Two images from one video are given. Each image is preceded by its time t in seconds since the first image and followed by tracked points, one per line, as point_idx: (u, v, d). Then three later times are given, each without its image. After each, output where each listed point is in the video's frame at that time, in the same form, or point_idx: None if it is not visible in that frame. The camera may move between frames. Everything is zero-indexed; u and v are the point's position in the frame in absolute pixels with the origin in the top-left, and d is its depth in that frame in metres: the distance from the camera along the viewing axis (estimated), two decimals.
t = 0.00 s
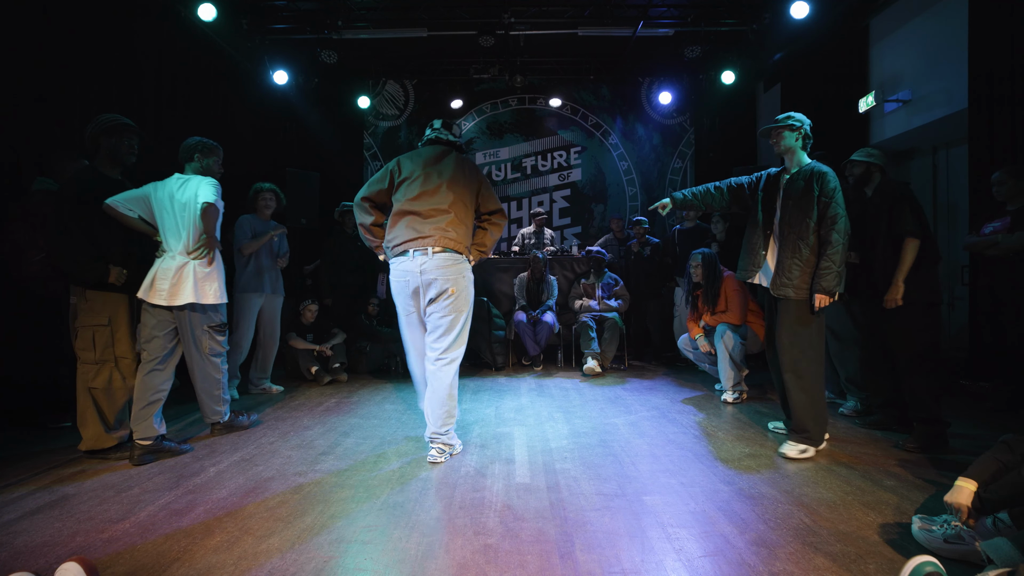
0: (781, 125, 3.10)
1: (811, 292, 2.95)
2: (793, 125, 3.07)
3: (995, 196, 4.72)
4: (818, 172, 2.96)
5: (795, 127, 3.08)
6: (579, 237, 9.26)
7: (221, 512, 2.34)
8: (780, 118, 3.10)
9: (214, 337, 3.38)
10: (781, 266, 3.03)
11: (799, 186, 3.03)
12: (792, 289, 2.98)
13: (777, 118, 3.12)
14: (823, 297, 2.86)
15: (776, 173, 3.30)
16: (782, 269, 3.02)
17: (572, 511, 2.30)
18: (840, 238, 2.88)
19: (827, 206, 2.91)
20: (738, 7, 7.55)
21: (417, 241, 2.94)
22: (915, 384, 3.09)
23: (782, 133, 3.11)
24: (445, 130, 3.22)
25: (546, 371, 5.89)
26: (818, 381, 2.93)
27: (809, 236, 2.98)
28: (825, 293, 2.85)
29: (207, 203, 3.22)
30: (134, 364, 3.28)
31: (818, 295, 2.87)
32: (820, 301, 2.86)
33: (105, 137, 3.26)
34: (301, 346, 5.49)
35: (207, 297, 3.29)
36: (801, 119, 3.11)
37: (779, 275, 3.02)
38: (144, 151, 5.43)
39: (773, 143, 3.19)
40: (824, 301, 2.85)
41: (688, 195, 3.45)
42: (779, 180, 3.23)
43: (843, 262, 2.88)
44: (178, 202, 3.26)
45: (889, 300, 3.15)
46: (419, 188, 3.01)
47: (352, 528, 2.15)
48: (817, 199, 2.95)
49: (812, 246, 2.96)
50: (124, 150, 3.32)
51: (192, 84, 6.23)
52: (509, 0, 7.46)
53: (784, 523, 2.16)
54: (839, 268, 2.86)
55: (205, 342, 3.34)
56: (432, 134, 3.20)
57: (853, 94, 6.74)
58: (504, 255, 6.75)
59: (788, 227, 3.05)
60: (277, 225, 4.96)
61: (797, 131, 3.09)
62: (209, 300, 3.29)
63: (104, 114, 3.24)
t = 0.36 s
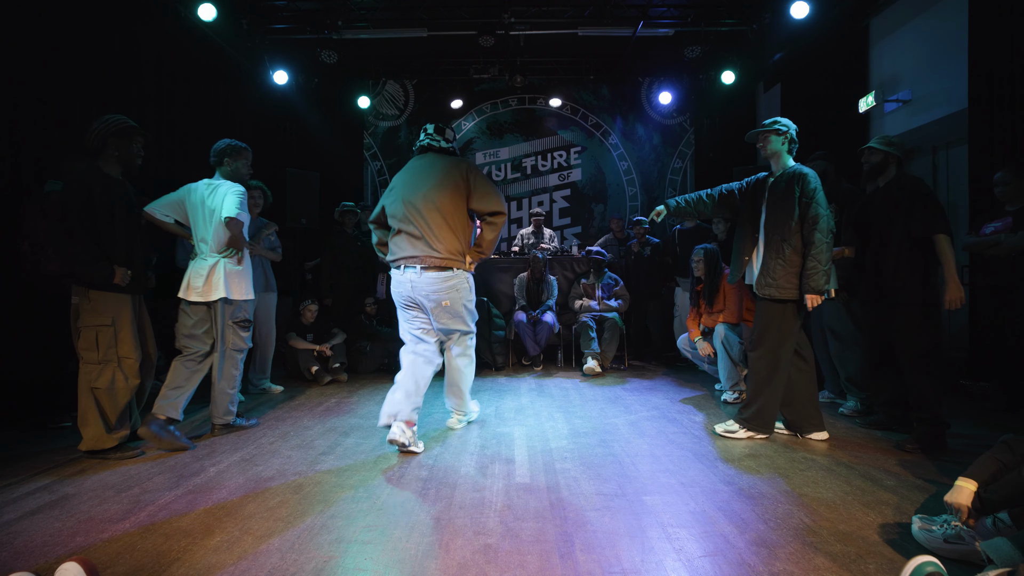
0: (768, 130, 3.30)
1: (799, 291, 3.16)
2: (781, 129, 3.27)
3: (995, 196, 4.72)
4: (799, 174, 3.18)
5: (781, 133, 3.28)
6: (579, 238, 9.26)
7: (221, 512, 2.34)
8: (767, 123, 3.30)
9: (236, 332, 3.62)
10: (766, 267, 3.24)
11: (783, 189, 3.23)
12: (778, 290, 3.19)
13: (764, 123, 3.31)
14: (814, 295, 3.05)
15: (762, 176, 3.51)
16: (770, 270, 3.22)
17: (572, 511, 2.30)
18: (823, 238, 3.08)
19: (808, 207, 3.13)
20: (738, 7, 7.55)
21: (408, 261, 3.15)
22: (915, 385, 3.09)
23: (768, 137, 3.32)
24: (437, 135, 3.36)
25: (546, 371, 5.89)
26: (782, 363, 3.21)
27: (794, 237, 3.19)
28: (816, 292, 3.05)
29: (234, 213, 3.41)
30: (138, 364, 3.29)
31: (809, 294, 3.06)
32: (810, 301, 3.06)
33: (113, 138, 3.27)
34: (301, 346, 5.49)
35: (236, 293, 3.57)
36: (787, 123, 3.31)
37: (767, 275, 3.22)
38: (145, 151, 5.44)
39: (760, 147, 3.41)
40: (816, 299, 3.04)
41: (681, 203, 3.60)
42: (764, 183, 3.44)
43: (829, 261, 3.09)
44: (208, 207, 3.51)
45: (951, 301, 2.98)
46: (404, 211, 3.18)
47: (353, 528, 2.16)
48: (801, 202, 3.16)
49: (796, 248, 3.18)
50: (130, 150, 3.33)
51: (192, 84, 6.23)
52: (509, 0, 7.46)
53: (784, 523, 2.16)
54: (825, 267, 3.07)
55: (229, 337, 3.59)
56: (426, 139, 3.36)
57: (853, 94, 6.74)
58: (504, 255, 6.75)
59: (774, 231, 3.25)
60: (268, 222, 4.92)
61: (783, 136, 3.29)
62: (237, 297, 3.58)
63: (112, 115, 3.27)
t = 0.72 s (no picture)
0: (749, 130, 3.42)
1: (752, 290, 3.27)
2: (762, 128, 3.38)
3: (995, 196, 4.72)
4: (773, 176, 3.28)
5: (763, 132, 3.39)
6: (579, 237, 9.26)
7: (221, 512, 2.34)
8: (749, 122, 3.42)
9: (241, 332, 3.62)
10: (735, 266, 3.37)
11: (756, 189, 3.34)
12: (740, 288, 3.32)
13: (747, 122, 3.43)
14: (762, 295, 3.17)
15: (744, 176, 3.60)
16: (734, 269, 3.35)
17: (572, 511, 2.30)
18: (784, 242, 3.18)
19: (777, 209, 3.22)
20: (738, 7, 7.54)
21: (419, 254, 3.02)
22: (915, 385, 3.09)
23: (749, 136, 3.43)
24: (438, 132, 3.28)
25: (546, 371, 5.89)
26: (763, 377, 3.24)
27: (760, 238, 3.29)
28: (765, 292, 3.16)
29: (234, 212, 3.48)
30: (139, 364, 3.29)
31: (757, 293, 3.19)
32: (757, 300, 3.19)
33: (111, 137, 3.26)
34: (301, 346, 5.48)
35: (239, 292, 3.60)
36: (769, 123, 3.41)
37: (732, 274, 3.36)
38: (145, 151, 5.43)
39: (741, 145, 3.50)
40: (761, 299, 3.17)
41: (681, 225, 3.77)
42: (744, 181, 3.54)
43: (788, 265, 3.19)
44: (220, 208, 3.63)
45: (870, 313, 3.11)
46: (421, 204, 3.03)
47: (352, 528, 2.15)
48: (767, 203, 3.27)
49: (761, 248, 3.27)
50: (130, 149, 3.31)
51: (192, 84, 6.23)
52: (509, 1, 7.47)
53: (784, 523, 2.16)
54: (782, 271, 3.17)
55: (233, 336, 3.60)
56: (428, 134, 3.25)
57: (853, 94, 6.74)
58: (504, 255, 6.76)
59: (744, 230, 3.36)
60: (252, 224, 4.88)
61: (764, 136, 3.40)
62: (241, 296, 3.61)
63: (110, 115, 3.27)
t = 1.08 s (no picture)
0: (729, 132, 3.42)
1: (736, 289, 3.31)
2: (741, 130, 3.38)
3: (995, 196, 4.72)
4: (752, 176, 3.29)
5: (744, 135, 3.39)
6: (579, 237, 9.26)
7: (221, 512, 2.34)
8: (729, 124, 3.42)
9: (235, 332, 3.58)
10: (718, 265, 3.41)
11: (737, 190, 3.35)
12: (725, 287, 3.35)
13: (726, 125, 3.43)
14: (746, 294, 3.22)
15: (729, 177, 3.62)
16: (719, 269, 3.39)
17: (572, 511, 2.30)
18: (765, 242, 3.20)
19: (758, 209, 3.23)
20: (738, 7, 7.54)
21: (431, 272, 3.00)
22: (914, 385, 3.09)
23: (729, 139, 3.43)
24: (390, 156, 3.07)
25: (546, 371, 5.89)
26: (761, 377, 3.25)
27: (742, 237, 3.31)
28: (748, 292, 3.21)
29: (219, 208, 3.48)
30: (139, 365, 3.29)
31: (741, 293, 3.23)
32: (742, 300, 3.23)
33: (111, 137, 3.26)
34: (301, 346, 5.49)
35: (230, 291, 3.57)
36: (749, 126, 3.41)
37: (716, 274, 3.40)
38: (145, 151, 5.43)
39: (723, 147, 3.51)
40: (745, 298, 3.21)
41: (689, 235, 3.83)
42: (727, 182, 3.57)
43: (772, 263, 3.21)
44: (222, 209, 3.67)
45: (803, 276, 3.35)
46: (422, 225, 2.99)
47: (353, 528, 2.15)
48: (749, 204, 3.28)
49: (744, 247, 3.30)
50: (131, 149, 3.31)
51: (192, 84, 6.22)
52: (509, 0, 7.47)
53: (784, 524, 2.16)
54: (765, 270, 3.19)
55: (230, 337, 3.59)
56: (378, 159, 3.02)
57: (853, 94, 6.74)
58: (504, 255, 6.76)
59: (725, 230, 3.39)
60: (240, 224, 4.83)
61: (745, 139, 3.40)
62: (232, 294, 3.58)
63: (110, 115, 3.27)
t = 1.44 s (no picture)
0: (724, 139, 3.45)
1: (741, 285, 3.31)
2: (735, 138, 3.42)
3: (996, 195, 4.71)
4: (746, 179, 3.30)
5: (737, 142, 3.43)
6: (579, 237, 9.26)
7: (221, 512, 2.34)
8: (723, 132, 3.46)
9: (246, 328, 3.59)
10: (717, 263, 3.40)
11: (735, 189, 3.34)
12: (729, 284, 3.34)
13: (720, 132, 3.48)
14: (752, 289, 3.23)
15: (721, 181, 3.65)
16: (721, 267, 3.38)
17: (572, 511, 2.30)
18: (767, 236, 3.19)
19: (757, 207, 3.24)
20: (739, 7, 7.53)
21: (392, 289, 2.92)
22: (913, 385, 3.09)
23: (723, 145, 3.46)
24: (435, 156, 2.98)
25: (546, 371, 5.88)
26: (761, 381, 3.29)
27: (741, 234, 3.30)
28: (754, 287, 3.22)
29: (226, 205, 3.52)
30: (140, 365, 3.29)
31: (748, 289, 3.24)
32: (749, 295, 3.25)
33: (115, 137, 3.26)
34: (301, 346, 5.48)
35: (243, 288, 3.60)
36: (742, 135, 3.46)
37: (718, 272, 3.39)
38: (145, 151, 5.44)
39: (717, 154, 3.54)
40: (751, 293, 3.23)
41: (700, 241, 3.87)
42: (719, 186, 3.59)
43: (774, 258, 3.22)
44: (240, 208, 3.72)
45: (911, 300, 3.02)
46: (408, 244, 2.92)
47: (352, 528, 2.15)
48: (748, 201, 3.28)
49: (744, 245, 3.29)
50: (135, 149, 3.32)
51: (193, 83, 6.22)
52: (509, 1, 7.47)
53: (783, 524, 2.16)
54: (769, 264, 3.21)
55: (243, 333, 3.61)
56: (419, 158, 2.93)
57: (853, 94, 6.74)
58: (504, 255, 6.76)
59: (722, 232, 3.38)
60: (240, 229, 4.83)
61: (738, 146, 3.43)
62: (243, 293, 3.61)
63: (113, 115, 3.26)
